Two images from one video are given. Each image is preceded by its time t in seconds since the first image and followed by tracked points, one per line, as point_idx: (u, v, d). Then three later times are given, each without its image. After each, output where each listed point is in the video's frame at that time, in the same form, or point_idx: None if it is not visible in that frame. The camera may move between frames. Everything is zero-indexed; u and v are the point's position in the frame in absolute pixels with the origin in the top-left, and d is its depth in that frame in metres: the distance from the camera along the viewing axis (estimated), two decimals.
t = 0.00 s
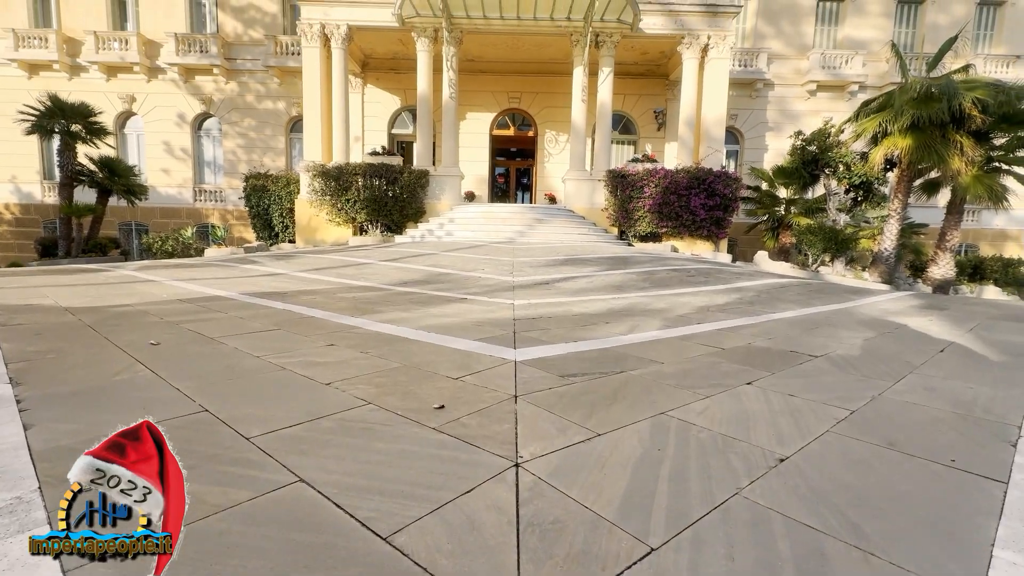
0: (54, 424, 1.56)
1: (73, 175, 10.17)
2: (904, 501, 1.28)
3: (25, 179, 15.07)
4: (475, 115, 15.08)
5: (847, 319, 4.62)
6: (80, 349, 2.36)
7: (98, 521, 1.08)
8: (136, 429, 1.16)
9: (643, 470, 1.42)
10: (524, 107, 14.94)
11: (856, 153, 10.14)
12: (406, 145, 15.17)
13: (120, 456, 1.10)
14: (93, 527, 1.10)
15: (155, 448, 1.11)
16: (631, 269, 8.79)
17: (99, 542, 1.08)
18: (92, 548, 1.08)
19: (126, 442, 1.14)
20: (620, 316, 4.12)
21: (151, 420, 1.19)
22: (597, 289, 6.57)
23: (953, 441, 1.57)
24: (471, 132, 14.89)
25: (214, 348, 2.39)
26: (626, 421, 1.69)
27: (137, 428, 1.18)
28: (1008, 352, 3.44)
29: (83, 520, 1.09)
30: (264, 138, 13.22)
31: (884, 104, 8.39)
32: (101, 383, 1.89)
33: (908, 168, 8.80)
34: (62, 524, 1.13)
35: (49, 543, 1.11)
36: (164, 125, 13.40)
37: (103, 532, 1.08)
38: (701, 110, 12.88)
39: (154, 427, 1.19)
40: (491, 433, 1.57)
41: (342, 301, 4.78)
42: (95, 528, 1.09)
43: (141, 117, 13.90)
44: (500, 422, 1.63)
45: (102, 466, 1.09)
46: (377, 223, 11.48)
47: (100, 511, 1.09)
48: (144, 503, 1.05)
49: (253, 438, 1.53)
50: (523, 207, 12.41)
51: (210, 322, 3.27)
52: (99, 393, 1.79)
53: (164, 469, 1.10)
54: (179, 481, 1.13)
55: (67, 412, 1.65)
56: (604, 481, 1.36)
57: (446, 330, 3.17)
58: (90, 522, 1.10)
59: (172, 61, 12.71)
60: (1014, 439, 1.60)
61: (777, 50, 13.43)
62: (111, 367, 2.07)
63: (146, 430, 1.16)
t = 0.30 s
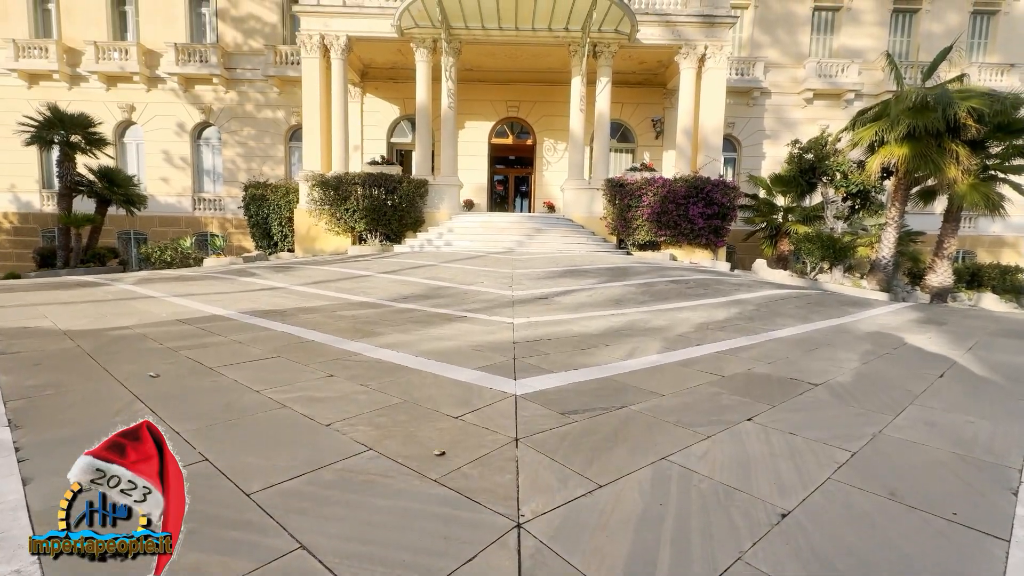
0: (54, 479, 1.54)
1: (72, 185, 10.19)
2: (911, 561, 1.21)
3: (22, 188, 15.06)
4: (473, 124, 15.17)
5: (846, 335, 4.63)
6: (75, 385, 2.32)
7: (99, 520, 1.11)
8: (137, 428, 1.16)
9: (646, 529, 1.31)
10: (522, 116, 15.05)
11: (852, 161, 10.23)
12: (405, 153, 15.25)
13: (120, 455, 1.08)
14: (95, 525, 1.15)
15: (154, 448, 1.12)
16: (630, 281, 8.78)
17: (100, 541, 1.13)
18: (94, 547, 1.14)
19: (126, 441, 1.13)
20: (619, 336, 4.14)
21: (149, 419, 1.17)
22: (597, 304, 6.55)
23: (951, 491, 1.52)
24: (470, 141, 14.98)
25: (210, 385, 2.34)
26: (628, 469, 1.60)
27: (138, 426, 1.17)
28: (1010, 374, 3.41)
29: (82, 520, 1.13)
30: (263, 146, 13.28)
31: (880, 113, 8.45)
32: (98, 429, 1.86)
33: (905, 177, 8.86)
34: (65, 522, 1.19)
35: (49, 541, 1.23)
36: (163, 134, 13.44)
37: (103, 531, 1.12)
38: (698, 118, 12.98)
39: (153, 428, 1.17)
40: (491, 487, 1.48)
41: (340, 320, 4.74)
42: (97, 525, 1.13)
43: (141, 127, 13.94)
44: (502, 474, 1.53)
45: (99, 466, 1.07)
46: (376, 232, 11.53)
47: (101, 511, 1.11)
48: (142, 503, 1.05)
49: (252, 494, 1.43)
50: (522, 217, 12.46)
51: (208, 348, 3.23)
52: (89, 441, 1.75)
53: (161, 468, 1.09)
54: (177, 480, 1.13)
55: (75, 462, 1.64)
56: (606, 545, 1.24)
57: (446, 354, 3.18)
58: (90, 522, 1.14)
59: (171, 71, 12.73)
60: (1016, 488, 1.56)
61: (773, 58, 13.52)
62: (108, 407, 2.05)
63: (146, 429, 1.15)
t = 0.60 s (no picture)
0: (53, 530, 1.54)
1: (71, 196, 10.25)
2: None
3: (22, 197, 15.10)
4: (472, 133, 15.27)
5: (843, 353, 4.67)
6: (74, 420, 2.32)
7: (99, 520, 1.28)
8: (137, 430, 1.34)
9: None
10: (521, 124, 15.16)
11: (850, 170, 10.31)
12: (404, 162, 15.34)
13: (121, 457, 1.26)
14: (96, 526, 1.32)
15: (153, 450, 1.29)
16: (628, 293, 8.81)
17: (101, 539, 1.31)
18: (92, 548, 1.32)
19: (126, 442, 1.32)
20: (616, 356, 4.18)
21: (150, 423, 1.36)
22: (595, 319, 6.57)
23: (954, 542, 1.51)
24: (469, 149, 15.07)
25: (209, 420, 2.34)
26: (629, 518, 1.60)
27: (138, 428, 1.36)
28: (1004, 396, 3.44)
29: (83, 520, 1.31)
30: (263, 155, 13.35)
31: (876, 122, 8.51)
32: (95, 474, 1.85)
33: (902, 186, 8.93)
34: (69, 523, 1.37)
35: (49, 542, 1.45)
36: (163, 143, 13.50)
37: (105, 528, 1.28)
38: (696, 127, 13.07)
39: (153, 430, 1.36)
40: (492, 542, 1.48)
41: (338, 339, 4.77)
42: (100, 524, 1.30)
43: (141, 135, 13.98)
44: (503, 528, 1.53)
45: (102, 466, 1.25)
46: (376, 241, 11.60)
47: (100, 511, 1.29)
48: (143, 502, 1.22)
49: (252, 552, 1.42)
50: (521, 226, 12.53)
51: (208, 375, 3.22)
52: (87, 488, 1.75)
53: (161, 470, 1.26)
54: (177, 482, 1.30)
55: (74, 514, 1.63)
56: None
57: (445, 380, 3.21)
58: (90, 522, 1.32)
59: (171, 81, 12.77)
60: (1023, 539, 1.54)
61: (769, 67, 13.61)
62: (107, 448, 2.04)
63: (145, 431, 1.34)
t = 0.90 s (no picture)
0: None
1: (72, 207, 10.32)
2: None
3: (23, 207, 15.13)
4: (472, 143, 15.37)
5: (842, 376, 4.68)
6: (72, 460, 2.33)
7: (99, 520, 1.48)
8: (135, 432, 1.55)
9: None
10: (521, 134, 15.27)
11: (849, 181, 10.38)
12: (405, 171, 15.42)
13: (120, 457, 1.46)
14: (88, 527, 1.52)
15: (152, 451, 1.50)
16: (628, 307, 8.82)
17: (98, 541, 1.51)
18: (92, 547, 1.52)
19: (125, 444, 1.51)
20: (615, 381, 4.19)
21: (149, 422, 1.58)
22: (595, 337, 6.57)
23: None
24: (469, 159, 15.16)
25: (206, 461, 2.34)
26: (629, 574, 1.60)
27: (137, 429, 1.57)
28: (1001, 424, 3.44)
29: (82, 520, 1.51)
30: (263, 165, 13.42)
31: (874, 134, 8.57)
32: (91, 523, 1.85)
33: (900, 198, 8.99)
34: (60, 526, 1.57)
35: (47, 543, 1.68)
36: (164, 153, 13.57)
37: (102, 531, 1.49)
38: (694, 139, 13.18)
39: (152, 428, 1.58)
40: None
41: (338, 361, 4.80)
42: (91, 526, 1.51)
43: (142, 145, 14.03)
44: None
45: (102, 466, 1.44)
46: (376, 252, 11.66)
47: (98, 511, 1.49)
48: (143, 502, 1.43)
49: None
50: (520, 237, 12.58)
51: (207, 407, 3.20)
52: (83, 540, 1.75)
53: (160, 470, 1.48)
54: (175, 481, 1.52)
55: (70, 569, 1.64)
56: None
57: (443, 409, 3.24)
58: (89, 522, 1.52)
59: (173, 91, 12.86)
60: None
61: (768, 77, 13.69)
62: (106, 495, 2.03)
63: (143, 433, 1.55)
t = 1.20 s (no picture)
0: None
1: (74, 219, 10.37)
2: None
3: (24, 217, 15.14)
4: (473, 154, 15.46)
5: (843, 400, 4.67)
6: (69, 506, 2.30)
7: (102, 519, 1.65)
8: (134, 433, 1.72)
9: None
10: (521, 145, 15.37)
11: (848, 193, 10.41)
12: (405, 182, 15.51)
13: (123, 455, 1.63)
14: (91, 527, 1.70)
15: (150, 451, 1.68)
16: (628, 322, 8.79)
17: (100, 540, 1.68)
18: (94, 546, 1.69)
19: (123, 446, 1.68)
20: (616, 407, 4.18)
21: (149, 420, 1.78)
22: (596, 356, 6.53)
23: None
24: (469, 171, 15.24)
25: (205, 504, 2.32)
26: None
27: (136, 431, 1.74)
28: (1007, 456, 3.40)
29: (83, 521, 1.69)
30: (265, 176, 13.51)
31: (872, 147, 8.60)
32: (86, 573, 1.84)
33: (900, 210, 9.02)
34: (63, 526, 1.76)
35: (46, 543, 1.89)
36: (166, 164, 13.62)
37: (105, 530, 1.66)
38: (694, 151, 13.25)
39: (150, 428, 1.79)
40: None
41: (338, 385, 4.77)
42: (95, 525, 1.68)
43: (144, 155, 14.07)
44: None
45: (104, 465, 1.60)
46: (377, 264, 11.70)
47: (100, 509, 1.66)
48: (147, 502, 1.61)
49: None
50: (521, 249, 12.61)
51: (205, 440, 3.19)
52: None
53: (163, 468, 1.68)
54: (174, 481, 1.69)
55: None
56: None
57: (444, 441, 3.24)
58: (91, 521, 1.70)
59: (175, 102, 12.96)
60: None
61: (767, 89, 13.78)
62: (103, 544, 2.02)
63: (142, 433, 1.73)
